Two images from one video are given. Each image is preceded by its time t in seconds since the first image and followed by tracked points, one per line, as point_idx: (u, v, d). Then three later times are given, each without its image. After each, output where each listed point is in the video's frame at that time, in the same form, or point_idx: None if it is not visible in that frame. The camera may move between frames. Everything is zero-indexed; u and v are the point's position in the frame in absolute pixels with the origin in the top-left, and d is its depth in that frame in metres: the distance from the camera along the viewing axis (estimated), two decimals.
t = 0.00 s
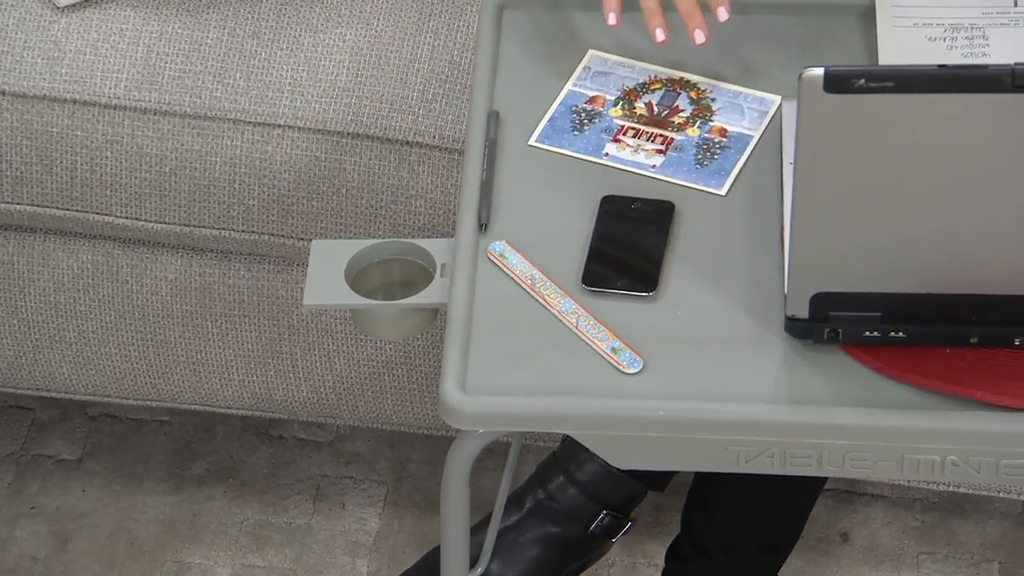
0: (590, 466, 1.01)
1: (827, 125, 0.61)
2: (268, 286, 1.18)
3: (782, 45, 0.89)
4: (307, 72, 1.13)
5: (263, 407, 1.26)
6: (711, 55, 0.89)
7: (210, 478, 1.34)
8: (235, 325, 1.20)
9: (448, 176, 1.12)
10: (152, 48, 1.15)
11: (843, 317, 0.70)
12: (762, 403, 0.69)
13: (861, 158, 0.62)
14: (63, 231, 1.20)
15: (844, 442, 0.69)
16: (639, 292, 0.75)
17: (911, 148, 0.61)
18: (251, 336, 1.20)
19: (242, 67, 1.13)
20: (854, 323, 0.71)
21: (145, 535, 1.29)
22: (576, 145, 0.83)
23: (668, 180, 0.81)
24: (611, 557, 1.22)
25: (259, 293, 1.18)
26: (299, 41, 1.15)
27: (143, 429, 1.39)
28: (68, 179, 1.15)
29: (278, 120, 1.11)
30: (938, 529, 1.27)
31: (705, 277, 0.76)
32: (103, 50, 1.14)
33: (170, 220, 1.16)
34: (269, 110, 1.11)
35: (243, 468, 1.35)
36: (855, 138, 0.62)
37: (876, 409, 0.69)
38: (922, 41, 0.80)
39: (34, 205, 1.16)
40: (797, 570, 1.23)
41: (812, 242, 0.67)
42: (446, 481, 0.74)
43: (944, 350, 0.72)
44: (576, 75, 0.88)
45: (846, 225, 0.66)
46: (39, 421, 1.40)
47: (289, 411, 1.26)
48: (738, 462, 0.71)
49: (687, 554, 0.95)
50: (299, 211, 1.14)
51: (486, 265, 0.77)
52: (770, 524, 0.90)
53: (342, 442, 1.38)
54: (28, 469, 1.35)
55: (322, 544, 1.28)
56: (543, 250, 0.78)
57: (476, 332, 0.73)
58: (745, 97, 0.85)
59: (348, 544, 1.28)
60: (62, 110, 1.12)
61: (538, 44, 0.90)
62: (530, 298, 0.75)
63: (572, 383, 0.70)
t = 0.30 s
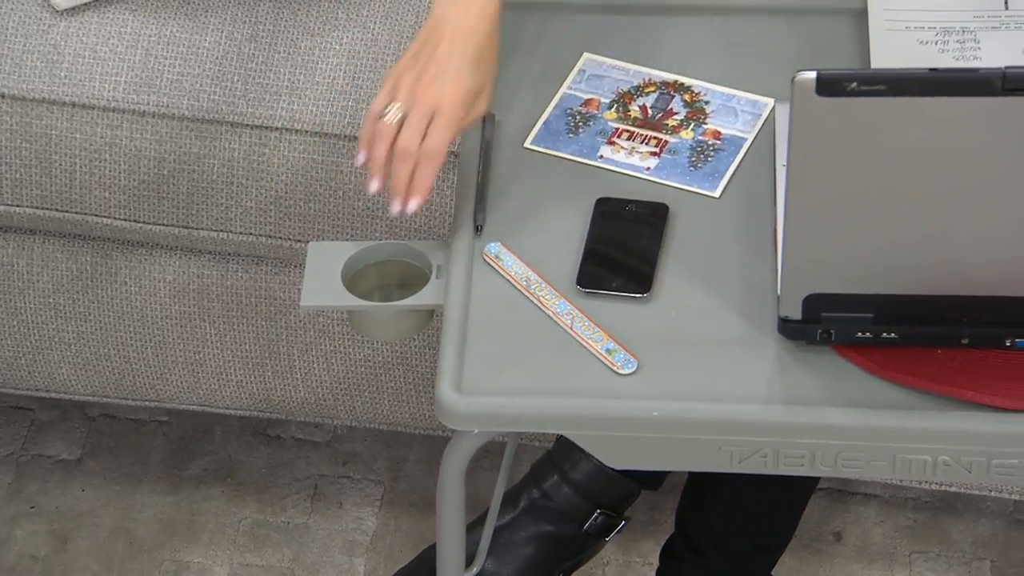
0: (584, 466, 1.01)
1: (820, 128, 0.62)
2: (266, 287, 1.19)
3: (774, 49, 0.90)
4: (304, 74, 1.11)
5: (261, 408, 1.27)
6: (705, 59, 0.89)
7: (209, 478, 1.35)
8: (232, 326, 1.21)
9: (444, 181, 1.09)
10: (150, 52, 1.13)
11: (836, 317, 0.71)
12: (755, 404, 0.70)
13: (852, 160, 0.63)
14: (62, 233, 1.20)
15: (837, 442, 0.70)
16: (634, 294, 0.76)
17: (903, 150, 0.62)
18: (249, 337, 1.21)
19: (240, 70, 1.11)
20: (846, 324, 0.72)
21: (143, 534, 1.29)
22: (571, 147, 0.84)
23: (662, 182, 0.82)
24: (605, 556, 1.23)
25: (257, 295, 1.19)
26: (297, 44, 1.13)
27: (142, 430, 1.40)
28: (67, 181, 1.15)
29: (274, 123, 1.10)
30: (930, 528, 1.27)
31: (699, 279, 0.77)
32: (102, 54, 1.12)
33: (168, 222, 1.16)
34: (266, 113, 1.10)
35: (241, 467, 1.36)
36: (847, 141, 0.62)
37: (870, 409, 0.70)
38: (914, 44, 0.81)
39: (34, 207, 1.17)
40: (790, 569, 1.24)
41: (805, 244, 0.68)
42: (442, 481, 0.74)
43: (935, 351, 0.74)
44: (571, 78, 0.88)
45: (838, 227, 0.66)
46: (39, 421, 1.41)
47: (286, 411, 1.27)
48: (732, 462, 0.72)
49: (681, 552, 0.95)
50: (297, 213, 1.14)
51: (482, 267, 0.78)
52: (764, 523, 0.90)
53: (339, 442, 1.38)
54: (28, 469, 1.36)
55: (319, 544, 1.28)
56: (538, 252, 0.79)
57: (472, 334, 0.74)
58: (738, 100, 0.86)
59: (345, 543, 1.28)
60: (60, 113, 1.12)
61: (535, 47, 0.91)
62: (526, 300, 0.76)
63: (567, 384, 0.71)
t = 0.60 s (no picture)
0: (576, 462, 1.03)
1: (809, 131, 0.63)
2: (265, 288, 1.20)
3: (764, 54, 0.91)
4: (303, 79, 1.12)
5: (260, 407, 1.29)
6: (696, 64, 0.91)
7: (209, 476, 1.36)
8: (232, 326, 1.22)
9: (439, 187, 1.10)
10: (150, 56, 1.14)
11: (825, 318, 0.73)
12: (745, 402, 0.71)
13: (840, 163, 0.64)
14: (64, 234, 1.21)
15: (827, 440, 0.71)
16: (626, 294, 0.77)
17: (890, 154, 0.63)
18: (248, 337, 1.23)
19: (239, 75, 1.13)
20: (836, 325, 0.73)
21: (145, 531, 1.31)
22: (565, 150, 0.85)
23: (654, 185, 0.83)
24: (600, 552, 1.24)
25: (256, 296, 1.21)
26: (295, 49, 1.14)
27: (143, 429, 1.42)
28: (69, 184, 1.15)
29: (273, 126, 1.11)
30: (919, 524, 1.29)
31: (690, 280, 0.79)
32: (103, 58, 1.14)
33: (168, 224, 1.17)
34: (264, 117, 1.11)
35: (241, 465, 1.38)
36: (835, 145, 0.64)
37: (859, 408, 0.71)
38: (902, 49, 0.83)
39: (36, 209, 1.17)
40: (781, 565, 1.25)
41: (795, 245, 0.69)
42: (438, 478, 0.75)
43: (923, 351, 0.75)
44: (565, 82, 0.90)
45: (827, 228, 0.68)
46: (41, 420, 1.42)
47: (285, 410, 1.29)
48: (723, 460, 0.73)
49: (674, 550, 0.96)
50: (295, 214, 1.15)
51: (477, 268, 0.79)
52: (756, 520, 0.91)
53: (337, 441, 1.40)
54: (30, 467, 1.37)
55: (317, 540, 1.30)
56: (532, 253, 0.80)
57: (468, 334, 0.75)
58: (729, 103, 0.88)
59: (343, 540, 1.30)
60: (62, 117, 1.13)
61: (529, 54, 0.92)
62: (521, 301, 0.77)
63: (561, 383, 0.72)
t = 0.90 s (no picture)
0: (568, 459, 1.05)
1: (795, 135, 0.65)
2: (264, 289, 1.22)
3: (753, 60, 0.93)
4: (300, 84, 1.14)
5: (259, 405, 1.30)
6: (686, 71, 0.93)
7: (208, 473, 1.38)
8: (231, 327, 1.24)
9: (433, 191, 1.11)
10: (151, 62, 1.15)
11: (812, 318, 0.75)
12: (734, 401, 0.73)
13: (826, 167, 0.66)
14: (67, 237, 1.23)
15: (814, 439, 0.73)
16: (617, 296, 0.79)
17: (874, 157, 0.65)
18: (247, 337, 1.25)
19: (238, 80, 1.14)
20: (822, 325, 0.75)
21: (146, 528, 1.33)
22: (557, 154, 0.87)
23: (644, 188, 0.85)
24: (592, 548, 1.26)
25: (255, 297, 1.22)
26: (293, 55, 1.16)
27: (144, 427, 1.44)
28: (71, 188, 1.17)
29: (271, 131, 1.13)
30: (904, 520, 1.31)
31: (680, 281, 0.80)
32: (105, 64, 1.15)
33: (168, 227, 1.19)
34: (263, 121, 1.13)
35: (240, 463, 1.39)
36: (821, 148, 0.65)
37: (845, 407, 0.73)
38: (888, 55, 0.84)
39: (39, 212, 1.19)
40: (770, 561, 1.27)
41: (782, 245, 0.71)
42: (433, 476, 0.77)
43: (908, 351, 0.77)
44: (557, 88, 0.92)
45: (813, 230, 0.69)
46: (44, 418, 1.44)
47: (284, 409, 1.30)
48: (712, 458, 0.75)
49: (664, 545, 0.98)
50: (294, 217, 1.17)
51: (471, 270, 0.81)
52: (745, 515, 0.93)
53: (334, 439, 1.42)
54: (34, 465, 1.39)
55: (315, 536, 1.31)
56: (525, 255, 0.82)
57: (462, 334, 0.77)
58: (718, 108, 0.89)
59: (340, 536, 1.31)
60: (64, 121, 1.14)
61: (522, 60, 0.94)
62: (514, 302, 0.79)
63: (554, 383, 0.74)
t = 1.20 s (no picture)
0: (559, 457, 1.07)
1: (780, 140, 0.67)
2: (263, 291, 1.24)
3: (739, 67, 0.95)
4: (298, 92, 1.16)
5: (258, 405, 1.32)
6: (674, 78, 0.95)
7: (208, 471, 1.40)
8: (230, 328, 1.26)
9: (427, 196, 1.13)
10: (152, 70, 1.18)
11: (797, 320, 0.77)
12: (720, 400, 0.75)
13: (810, 172, 0.68)
14: (70, 240, 1.25)
15: (798, 437, 0.75)
16: (606, 298, 0.81)
17: (856, 162, 0.67)
18: (246, 338, 1.27)
19: (238, 87, 1.17)
20: (806, 326, 0.77)
21: (147, 524, 1.35)
22: (548, 159, 0.89)
23: (633, 193, 0.87)
24: (583, 544, 1.28)
25: (254, 299, 1.25)
26: (290, 63, 1.18)
27: (146, 426, 1.46)
28: (74, 192, 1.19)
29: (270, 137, 1.15)
30: (888, 516, 1.33)
31: (668, 284, 0.82)
32: (107, 72, 1.17)
33: (169, 230, 1.21)
34: (261, 127, 1.15)
35: (239, 461, 1.42)
36: (805, 153, 0.67)
37: (828, 405, 0.75)
38: (870, 63, 0.87)
39: (43, 216, 1.21)
40: (757, 556, 1.29)
41: (768, 247, 0.73)
42: (427, 474, 0.79)
43: (890, 351, 0.80)
44: (548, 95, 0.94)
45: (797, 232, 0.72)
46: (48, 418, 1.46)
47: (283, 408, 1.33)
48: (700, 456, 0.77)
49: (653, 541, 1.00)
50: (292, 221, 1.19)
51: (464, 273, 0.83)
52: (731, 511, 0.95)
53: (331, 437, 1.44)
54: (38, 463, 1.41)
55: (313, 532, 1.34)
56: (518, 258, 0.84)
57: (455, 336, 0.79)
58: (705, 114, 0.91)
59: (337, 532, 1.34)
60: (67, 127, 1.16)
61: (514, 68, 0.97)
62: (506, 304, 0.81)
63: (545, 382, 0.76)
